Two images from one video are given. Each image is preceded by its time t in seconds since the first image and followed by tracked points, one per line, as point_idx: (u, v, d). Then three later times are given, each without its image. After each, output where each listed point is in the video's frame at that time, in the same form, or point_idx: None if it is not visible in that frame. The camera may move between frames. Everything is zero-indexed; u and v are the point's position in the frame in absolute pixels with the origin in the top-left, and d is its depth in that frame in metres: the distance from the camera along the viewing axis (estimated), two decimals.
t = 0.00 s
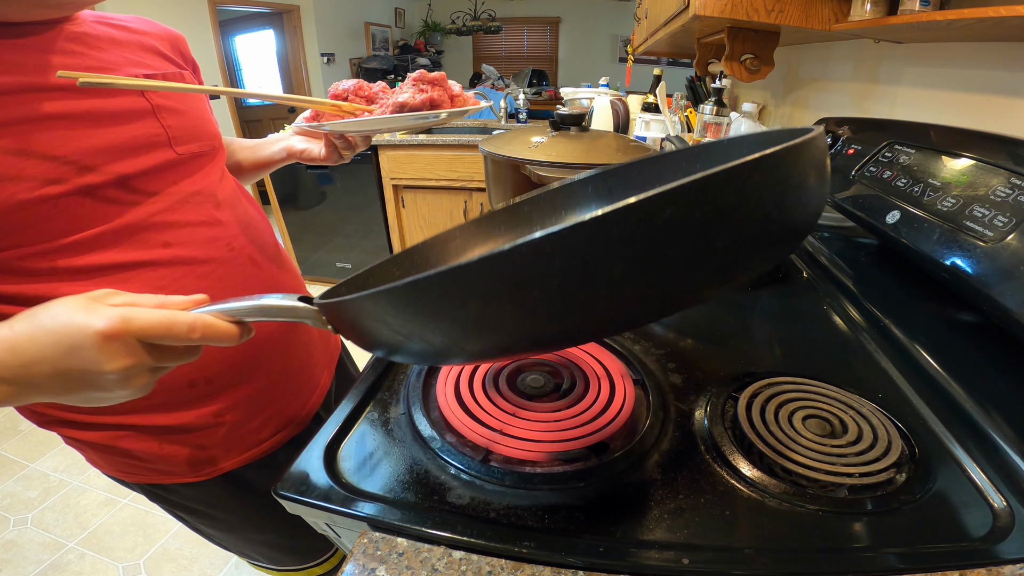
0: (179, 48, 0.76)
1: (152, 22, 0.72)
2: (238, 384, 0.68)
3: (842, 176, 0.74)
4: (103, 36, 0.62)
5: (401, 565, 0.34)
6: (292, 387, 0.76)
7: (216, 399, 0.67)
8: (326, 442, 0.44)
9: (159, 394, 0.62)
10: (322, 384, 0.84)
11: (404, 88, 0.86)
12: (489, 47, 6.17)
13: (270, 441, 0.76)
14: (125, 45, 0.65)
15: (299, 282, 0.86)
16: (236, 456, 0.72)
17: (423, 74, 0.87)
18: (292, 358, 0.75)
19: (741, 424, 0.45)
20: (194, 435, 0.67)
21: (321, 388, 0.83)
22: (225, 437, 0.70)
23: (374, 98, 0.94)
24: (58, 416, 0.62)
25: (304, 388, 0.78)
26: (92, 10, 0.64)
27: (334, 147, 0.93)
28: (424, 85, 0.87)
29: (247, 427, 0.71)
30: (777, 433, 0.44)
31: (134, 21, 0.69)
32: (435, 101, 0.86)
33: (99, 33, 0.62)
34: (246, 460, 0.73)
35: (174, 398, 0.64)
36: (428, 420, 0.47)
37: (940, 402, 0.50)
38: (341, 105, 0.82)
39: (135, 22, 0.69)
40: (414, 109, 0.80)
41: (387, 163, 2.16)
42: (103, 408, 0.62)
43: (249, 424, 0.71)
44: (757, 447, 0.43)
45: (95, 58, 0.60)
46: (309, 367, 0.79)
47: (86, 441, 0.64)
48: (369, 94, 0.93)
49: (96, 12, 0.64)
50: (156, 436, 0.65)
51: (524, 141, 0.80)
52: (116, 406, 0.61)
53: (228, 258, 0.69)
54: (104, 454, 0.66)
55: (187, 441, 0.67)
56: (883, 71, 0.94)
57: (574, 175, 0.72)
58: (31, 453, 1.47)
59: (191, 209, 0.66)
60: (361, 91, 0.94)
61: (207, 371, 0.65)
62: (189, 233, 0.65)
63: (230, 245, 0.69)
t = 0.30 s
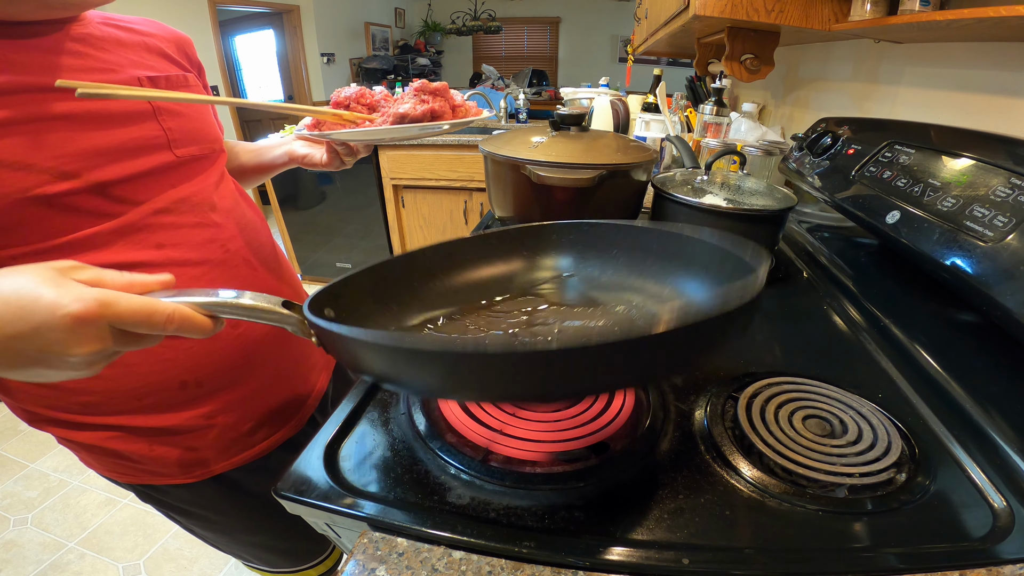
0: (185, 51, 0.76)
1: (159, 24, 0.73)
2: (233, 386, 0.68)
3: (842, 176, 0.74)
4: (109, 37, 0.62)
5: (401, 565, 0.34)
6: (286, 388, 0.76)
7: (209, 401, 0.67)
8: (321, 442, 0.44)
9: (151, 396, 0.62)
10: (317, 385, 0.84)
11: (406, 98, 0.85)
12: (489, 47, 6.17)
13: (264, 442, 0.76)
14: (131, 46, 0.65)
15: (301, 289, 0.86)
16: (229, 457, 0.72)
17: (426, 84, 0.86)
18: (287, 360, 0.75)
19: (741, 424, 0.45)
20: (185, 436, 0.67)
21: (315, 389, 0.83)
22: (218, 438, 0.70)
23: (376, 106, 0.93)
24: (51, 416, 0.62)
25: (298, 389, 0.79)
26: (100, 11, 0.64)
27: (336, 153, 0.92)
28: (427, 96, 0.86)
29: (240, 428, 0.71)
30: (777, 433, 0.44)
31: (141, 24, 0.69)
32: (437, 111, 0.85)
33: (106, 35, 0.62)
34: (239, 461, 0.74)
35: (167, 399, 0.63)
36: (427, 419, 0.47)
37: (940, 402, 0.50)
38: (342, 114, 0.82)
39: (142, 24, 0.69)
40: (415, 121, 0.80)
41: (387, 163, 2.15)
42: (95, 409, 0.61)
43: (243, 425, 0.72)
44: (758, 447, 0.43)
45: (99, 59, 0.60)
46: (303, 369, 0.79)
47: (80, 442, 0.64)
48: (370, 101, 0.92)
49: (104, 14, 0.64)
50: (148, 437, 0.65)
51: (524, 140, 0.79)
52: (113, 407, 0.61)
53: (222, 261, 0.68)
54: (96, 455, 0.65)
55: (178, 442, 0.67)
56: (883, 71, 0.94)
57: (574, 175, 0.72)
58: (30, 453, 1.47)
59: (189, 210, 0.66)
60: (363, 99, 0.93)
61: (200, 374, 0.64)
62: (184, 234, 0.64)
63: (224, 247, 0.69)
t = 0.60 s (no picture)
0: (183, 51, 0.76)
1: (157, 24, 0.73)
2: (233, 386, 0.68)
3: (842, 176, 0.74)
4: (108, 38, 0.62)
5: (401, 565, 0.34)
6: (285, 387, 0.76)
7: (209, 401, 0.66)
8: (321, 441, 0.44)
9: (150, 395, 0.62)
10: (316, 386, 0.84)
11: (407, 106, 0.86)
12: (489, 48, 6.17)
13: (263, 442, 0.75)
14: (130, 47, 0.65)
15: (301, 290, 0.86)
16: (229, 456, 0.72)
17: (429, 93, 0.86)
18: (287, 360, 0.75)
19: (741, 424, 0.45)
20: (184, 436, 0.67)
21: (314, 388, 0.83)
22: (217, 438, 0.69)
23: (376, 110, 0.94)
24: (52, 414, 0.62)
25: (298, 388, 0.78)
26: (99, 12, 0.64)
27: (333, 155, 0.94)
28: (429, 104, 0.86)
29: (239, 427, 0.71)
30: (777, 433, 0.44)
31: (138, 24, 0.69)
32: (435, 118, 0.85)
33: (105, 36, 0.62)
34: (238, 460, 0.73)
35: (165, 400, 0.63)
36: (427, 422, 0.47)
37: (940, 402, 0.50)
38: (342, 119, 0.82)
39: (140, 25, 0.69)
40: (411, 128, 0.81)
41: (387, 163, 2.15)
42: (94, 407, 0.61)
43: (242, 425, 0.71)
44: (758, 447, 0.43)
45: (99, 60, 0.60)
46: (303, 368, 0.79)
47: (81, 441, 0.64)
48: (371, 106, 0.93)
49: (103, 15, 0.64)
50: (147, 437, 0.65)
51: (524, 140, 0.80)
52: (114, 407, 0.61)
53: (224, 259, 0.68)
54: (96, 453, 0.65)
55: (177, 441, 0.67)
56: (883, 71, 0.94)
57: (574, 175, 0.72)
58: (30, 453, 1.47)
59: (189, 210, 0.66)
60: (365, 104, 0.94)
61: (200, 373, 0.64)
62: (183, 233, 0.64)
63: (225, 246, 0.69)
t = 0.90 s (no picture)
0: (180, 50, 0.75)
1: (152, 23, 0.72)
2: (234, 385, 0.68)
3: (842, 176, 0.74)
4: (104, 38, 0.62)
5: (401, 565, 0.34)
6: (285, 386, 0.75)
7: (209, 399, 0.66)
8: (322, 441, 0.44)
9: (151, 395, 0.62)
10: (316, 385, 0.84)
11: (407, 107, 0.86)
12: (489, 48, 6.16)
13: (264, 440, 0.75)
14: (126, 46, 0.65)
15: (301, 290, 0.86)
16: (230, 453, 0.72)
17: (429, 95, 0.86)
18: (287, 359, 0.75)
19: (741, 424, 0.45)
20: (184, 436, 0.67)
21: (314, 387, 0.83)
22: (218, 436, 0.69)
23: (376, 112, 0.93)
24: (53, 414, 0.62)
25: (297, 387, 0.78)
26: (95, 12, 0.64)
27: (333, 155, 0.93)
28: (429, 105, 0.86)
29: (239, 425, 0.71)
30: (777, 433, 0.44)
31: (136, 24, 0.69)
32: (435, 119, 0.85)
33: (101, 36, 0.62)
34: (238, 458, 0.73)
35: (166, 399, 0.63)
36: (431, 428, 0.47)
37: (940, 402, 0.50)
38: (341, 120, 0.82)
39: (136, 24, 0.69)
40: (410, 129, 0.80)
41: (387, 163, 2.15)
42: (96, 406, 0.61)
43: (243, 423, 0.71)
44: (758, 447, 0.43)
45: (97, 61, 0.60)
46: (302, 368, 0.79)
47: (82, 440, 0.64)
48: (371, 108, 0.92)
49: (99, 15, 0.64)
50: (149, 435, 0.65)
51: (524, 140, 0.80)
52: (115, 406, 0.61)
53: (223, 258, 0.68)
54: (98, 452, 0.65)
55: (178, 440, 0.67)
56: (883, 71, 0.94)
57: (573, 175, 0.72)
58: (30, 453, 1.47)
59: (188, 209, 0.66)
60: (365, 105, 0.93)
61: (201, 371, 0.64)
62: (184, 233, 0.65)
63: (224, 245, 0.69)
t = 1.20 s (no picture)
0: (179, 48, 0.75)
1: (151, 21, 0.72)
2: (232, 384, 0.68)
3: (842, 176, 0.74)
4: (102, 37, 0.62)
5: (401, 565, 0.34)
6: (284, 385, 0.76)
7: (209, 398, 0.66)
8: (322, 442, 0.44)
9: (149, 395, 0.61)
10: (315, 385, 0.84)
11: (408, 118, 0.80)
12: (489, 48, 6.16)
13: (263, 439, 0.75)
14: (124, 45, 0.64)
15: (300, 291, 0.86)
16: (228, 453, 0.72)
17: (432, 105, 0.79)
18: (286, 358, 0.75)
19: (741, 424, 0.45)
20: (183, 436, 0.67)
21: (312, 387, 0.83)
22: (217, 435, 0.69)
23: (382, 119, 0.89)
24: (53, 414, 0.62)
25: (296, 386, 0.78)
26: (94, 13, 0.63)
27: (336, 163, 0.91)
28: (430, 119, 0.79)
29: (238, 425, 0.71)
30: (777, 433, 0.44)
31: (136, 24, 0.69)
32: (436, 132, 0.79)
33: (101, 37, 0.61)
34: (237, 457, 0.73)
35: (166, 398, 0.63)
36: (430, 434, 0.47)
37: (940, 402, 0.50)
38: (341, 131, 0.80)
39: (134, 23, 0.68)
40: (407, 145, 0.76)
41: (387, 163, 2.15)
42: (96, 406, 0.61)
43: (242, 422, 0.71)
44: (758, 447, 0.43)
45: (96, 61, 0.60)
46: (301, 367, 0.79)
47: (81, 439, 0.64)
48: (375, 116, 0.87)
49: (99, 16, 0.64)
50: (148, 434, 0.64)
51: (525, 140, 0.79)
52: (114, 406, 0.61)
53: (221, 258, 0.69)
54: (98, 451, 0.66)
55: (177, 439, 0.67)
56: (883, 71, 0.94)
57: (573, 175, 0.72)
58: (30, 453, 1.47)
59: (187, 210, 0.66)
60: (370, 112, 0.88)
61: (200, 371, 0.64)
62: (183, 234, 0.65)
63: (223, 245, 0.69)
